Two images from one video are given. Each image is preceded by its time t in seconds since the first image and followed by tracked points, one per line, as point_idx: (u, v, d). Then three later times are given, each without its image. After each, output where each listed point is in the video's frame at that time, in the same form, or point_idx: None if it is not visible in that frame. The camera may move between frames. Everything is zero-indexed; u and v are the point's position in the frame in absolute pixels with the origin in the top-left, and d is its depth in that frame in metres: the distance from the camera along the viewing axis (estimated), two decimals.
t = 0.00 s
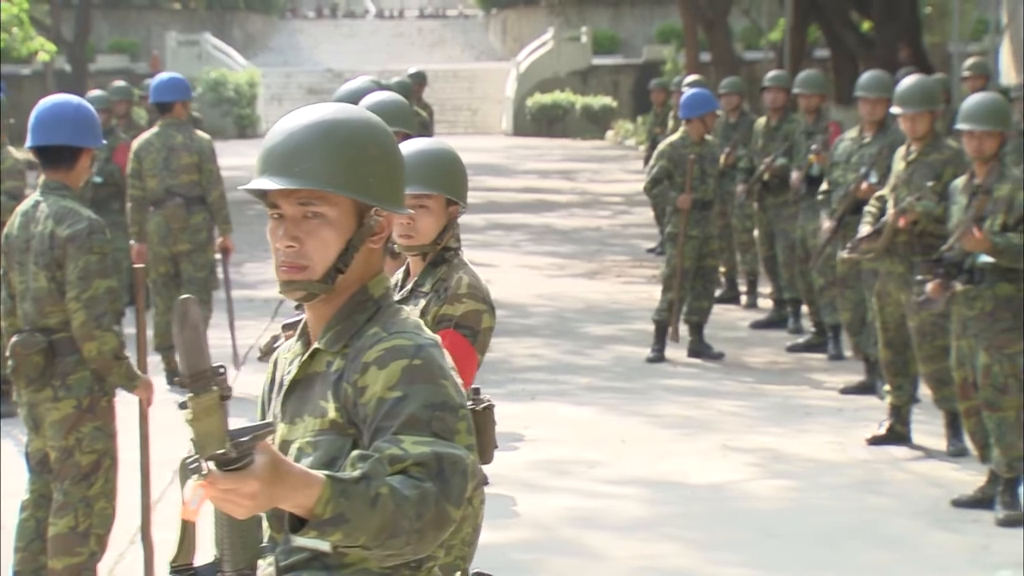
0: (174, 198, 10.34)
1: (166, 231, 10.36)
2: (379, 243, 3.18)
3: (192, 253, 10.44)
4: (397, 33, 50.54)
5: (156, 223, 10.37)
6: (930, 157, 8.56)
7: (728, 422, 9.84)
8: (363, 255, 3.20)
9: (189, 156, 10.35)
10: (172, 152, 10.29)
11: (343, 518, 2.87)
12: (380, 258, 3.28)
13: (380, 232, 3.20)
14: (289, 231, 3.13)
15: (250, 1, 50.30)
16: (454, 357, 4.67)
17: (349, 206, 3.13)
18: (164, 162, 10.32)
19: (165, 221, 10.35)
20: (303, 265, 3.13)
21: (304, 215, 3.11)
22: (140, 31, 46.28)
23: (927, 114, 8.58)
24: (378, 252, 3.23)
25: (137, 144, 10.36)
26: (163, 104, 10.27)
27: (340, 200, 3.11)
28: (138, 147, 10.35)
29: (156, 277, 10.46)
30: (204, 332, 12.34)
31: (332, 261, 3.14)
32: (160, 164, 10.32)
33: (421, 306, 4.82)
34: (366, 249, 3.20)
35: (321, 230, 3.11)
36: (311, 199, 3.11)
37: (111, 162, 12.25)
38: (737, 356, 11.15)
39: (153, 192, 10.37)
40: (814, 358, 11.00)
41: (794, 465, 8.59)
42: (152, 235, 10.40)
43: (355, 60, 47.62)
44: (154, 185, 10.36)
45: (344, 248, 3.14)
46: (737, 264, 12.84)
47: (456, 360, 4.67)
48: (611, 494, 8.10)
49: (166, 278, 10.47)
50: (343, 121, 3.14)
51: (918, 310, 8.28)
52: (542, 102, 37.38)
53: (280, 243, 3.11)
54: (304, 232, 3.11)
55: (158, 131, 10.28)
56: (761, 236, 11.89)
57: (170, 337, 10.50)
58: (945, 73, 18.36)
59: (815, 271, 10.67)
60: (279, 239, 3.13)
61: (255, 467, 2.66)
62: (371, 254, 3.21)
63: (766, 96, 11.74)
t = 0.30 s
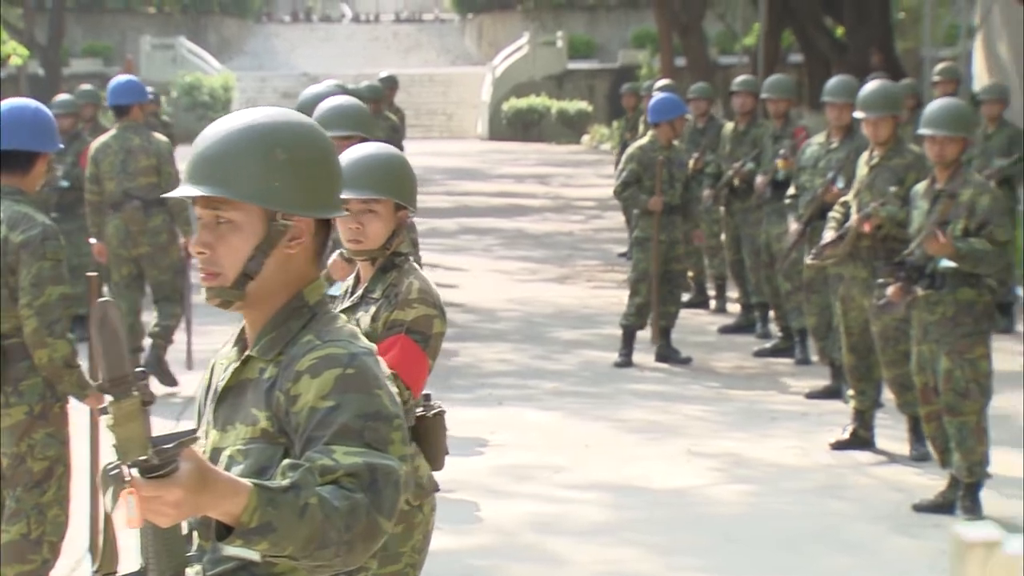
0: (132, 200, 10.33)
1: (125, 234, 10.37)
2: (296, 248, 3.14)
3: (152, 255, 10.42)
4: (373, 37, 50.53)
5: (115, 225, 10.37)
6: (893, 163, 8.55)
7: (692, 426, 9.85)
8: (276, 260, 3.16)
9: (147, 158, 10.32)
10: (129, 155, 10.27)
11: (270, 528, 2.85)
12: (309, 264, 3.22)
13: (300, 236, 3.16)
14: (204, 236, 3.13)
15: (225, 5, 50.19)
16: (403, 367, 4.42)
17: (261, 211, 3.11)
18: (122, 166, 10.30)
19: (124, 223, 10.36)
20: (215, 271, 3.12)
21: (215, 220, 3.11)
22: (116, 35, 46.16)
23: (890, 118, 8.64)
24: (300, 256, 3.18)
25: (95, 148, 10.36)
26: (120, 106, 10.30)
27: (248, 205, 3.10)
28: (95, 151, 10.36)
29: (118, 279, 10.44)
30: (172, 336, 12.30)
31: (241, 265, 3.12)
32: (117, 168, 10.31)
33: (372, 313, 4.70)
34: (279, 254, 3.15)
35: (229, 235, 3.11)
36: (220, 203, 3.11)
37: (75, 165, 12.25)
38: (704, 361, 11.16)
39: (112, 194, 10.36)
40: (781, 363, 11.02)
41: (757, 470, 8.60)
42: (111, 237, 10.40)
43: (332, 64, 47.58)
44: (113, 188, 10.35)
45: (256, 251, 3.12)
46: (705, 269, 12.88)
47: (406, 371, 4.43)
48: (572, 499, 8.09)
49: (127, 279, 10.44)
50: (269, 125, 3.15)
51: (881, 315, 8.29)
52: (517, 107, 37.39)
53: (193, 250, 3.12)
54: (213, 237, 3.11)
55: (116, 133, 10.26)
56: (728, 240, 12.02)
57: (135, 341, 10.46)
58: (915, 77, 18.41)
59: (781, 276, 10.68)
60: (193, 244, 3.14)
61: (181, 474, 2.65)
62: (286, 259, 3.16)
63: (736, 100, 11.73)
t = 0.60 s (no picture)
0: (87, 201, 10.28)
1: (80, 235, 10.28)
2: (225, 251, 3.12)
3: (108, 257, 10.34)
4: (340, 39, 50.44)
5: (70, 227, 10.31)
6: (847, 165, 8.66)
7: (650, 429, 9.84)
8: (206, 263, 3.13)
9: (102, 159, 10.30)
10: (85, 155, 10.28)
11: (187, 538, 2.83)
12: (234, 269, 3.19)
13: (227, 239, 3.13)
14: (128, 241, 3.08)
15: (192, 6, 50.01)
16: (341, 372, 4.50)
17: (187, 214, 3.07)
18: (77, 166, 10.34)
19: (79, 226, 10.29)
20: (142, 276, 3.07)
21: (141, 225, 3.06)
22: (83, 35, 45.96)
23: (845, 121, 8.66)
24: (226, 259, 3.15)
25: (52, 149, 10.41)
26: (79, 109, 10.28)
27: (176, 209, 3.06)
28: (52, 152, 10.40)
29: (76, 280, 10.30)
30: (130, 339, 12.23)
31: (169, 270, 3.08)
32: (72, 167, 10.34)
33: (311, 317, 4.72)
34: (207, 257, 3.12)
35: (157, 239, 3.06)
36: (146, 207, 3.07)
37: (32, 167, 12.17)
38: (663, 363, 11.16)
39: (67, 195, 10.34)
40: (740, 365, 11.03)
41: (713, 473, 8.59)
42: (67, 239, 10.32)
43: (299, 66, 47.49)
44: (67, 189, 10.35)
45: (184, 256, 3.08)
46: (666, 271, 12.91)
47: (345, 375, 4.51)
48: (526, 503, 8.06)
49: (83, 281, 10.30)
50: (190, 126, 3.11)
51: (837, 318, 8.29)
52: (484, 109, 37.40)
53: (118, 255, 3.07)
54: (140, 242, 3.06)
55: (71, 135, 10.29)
56: (688, 242, 12.02)
57: (91, 343, 10.39)
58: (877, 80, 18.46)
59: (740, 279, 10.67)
60: (119, 248, 3.08)
61: (92, 485, 2.60)
62: (214, 262, 3.13)
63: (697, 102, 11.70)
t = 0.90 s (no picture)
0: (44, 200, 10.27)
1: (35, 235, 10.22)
2: (151, 253, 3.07)
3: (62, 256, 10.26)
4: (305, 39, 50.32)
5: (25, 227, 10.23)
6: (799, 165, 8.68)
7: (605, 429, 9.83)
8: (134, 265, 3.08)
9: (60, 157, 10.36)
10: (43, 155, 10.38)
11: (98, 544, 2.77)
12: (159, 271, 3.15)
13: (152, 241, 3.08)
14: (51, 242, 3.00)
15: (155, 7, 49.82)
16: (277, 373, 4.48)
17: (115, 216, 3.01)
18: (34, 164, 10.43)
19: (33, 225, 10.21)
20: (71, 278, 3.01)
21: (68, 226, 2.98)
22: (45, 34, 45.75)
23: (796, 122, 8.71)
24: (150, 262, 3.11)
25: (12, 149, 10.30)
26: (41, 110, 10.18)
27: (106, 210, 2.99)
28: (12, 152, 10.29)
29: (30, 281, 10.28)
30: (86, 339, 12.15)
31: (100, 273, 3.02)
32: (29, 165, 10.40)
33: (245, 319, 4.69)
34: (137, 258, 3.07)
35: (86, 240, 2.99)
36: (74, 209, 2.98)
37: None
38: (619, 364, 11.15)
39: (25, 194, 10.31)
40: (696, 366, 11.03)
41: (666, 474, 8.58)
42: (22, 238, 10.24)
43: (264, 66, 47.36)
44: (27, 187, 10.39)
45: (114, 259, 3.02)
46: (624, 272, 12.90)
47: (280, 376, 4.48)
48: (477, 504, 8.00)
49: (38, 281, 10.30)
50: (111, 127, 3.03)
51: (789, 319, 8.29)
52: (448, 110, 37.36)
53: (43, 257, 2.99)
54: (68, 244, 2.99)
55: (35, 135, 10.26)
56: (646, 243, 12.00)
57: (45, 342, 10.32)
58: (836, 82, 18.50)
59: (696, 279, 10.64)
60: (43, 250, 3.00)
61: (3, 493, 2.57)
62: (143, 264, 3.09)
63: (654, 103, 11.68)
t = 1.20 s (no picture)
0: None
1: None
2: (57, 257, 2.99)
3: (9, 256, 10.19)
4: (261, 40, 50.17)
5: None
6: (742, 167, 8.70)
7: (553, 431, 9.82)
8: (43, 270, 3.01)
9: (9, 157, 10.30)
10: None
11: (7, 550, 2.71)
12: (65, 274, 3.09)
13: (60, 244, 2.99)
14: None
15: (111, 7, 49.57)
16: (207, 376, 4.48)
17: (21, 219, 2.91)
18: None
19: None
20: None
21: None
22: (1, 35, 45.53)
23: (740, 124, 8.72)
24: (60, 267, 3.03)
25: None
26: None
27: (8, 213, 2.89)
28: None
29: None
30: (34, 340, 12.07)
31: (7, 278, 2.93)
32: None
33: (175, 320, 4.68)
34: (45, 263, 3.00)
35: None
36: None
37: None
38: (568, 366, 11.15)
39: None
40: (645, 367, 11.04)
41: (612, 475, 8.57)
42: None
43: (221, 68, 47.19)
44: None
45: (20, 265, 2.94)
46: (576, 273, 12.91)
47: (211, 379, 4.49)
48: (421, 507, 7.97)
49: None
50: (11, 131, 2.91)
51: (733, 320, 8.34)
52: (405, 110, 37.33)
53: None
54: None
55: None
56: (597, 244, 11.98)
57: None
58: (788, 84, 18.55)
59: (645, 280, 10.64)
60: None
61: None
62: (52, 268, 3.02)
63: (604, 104, 11.69)
